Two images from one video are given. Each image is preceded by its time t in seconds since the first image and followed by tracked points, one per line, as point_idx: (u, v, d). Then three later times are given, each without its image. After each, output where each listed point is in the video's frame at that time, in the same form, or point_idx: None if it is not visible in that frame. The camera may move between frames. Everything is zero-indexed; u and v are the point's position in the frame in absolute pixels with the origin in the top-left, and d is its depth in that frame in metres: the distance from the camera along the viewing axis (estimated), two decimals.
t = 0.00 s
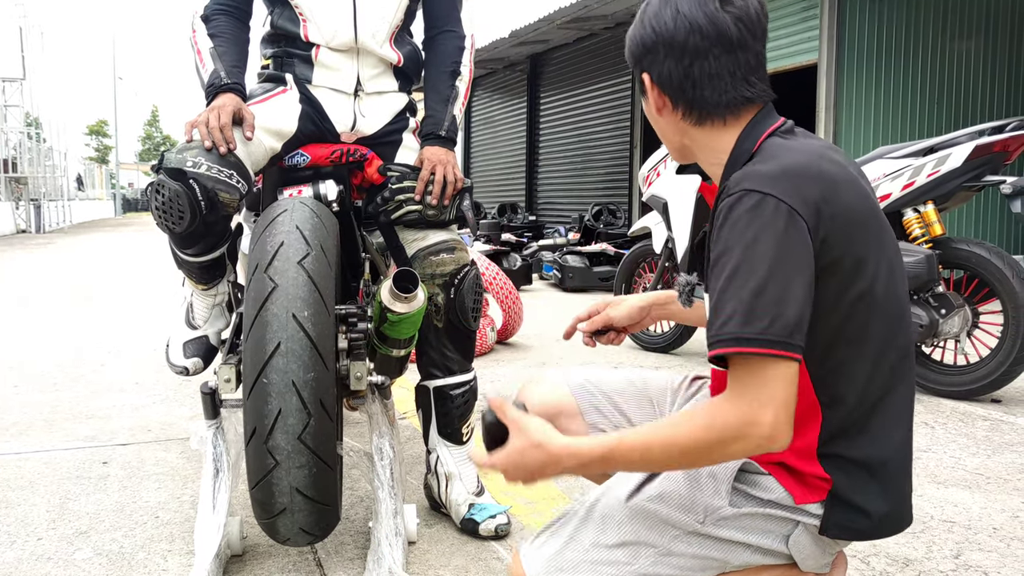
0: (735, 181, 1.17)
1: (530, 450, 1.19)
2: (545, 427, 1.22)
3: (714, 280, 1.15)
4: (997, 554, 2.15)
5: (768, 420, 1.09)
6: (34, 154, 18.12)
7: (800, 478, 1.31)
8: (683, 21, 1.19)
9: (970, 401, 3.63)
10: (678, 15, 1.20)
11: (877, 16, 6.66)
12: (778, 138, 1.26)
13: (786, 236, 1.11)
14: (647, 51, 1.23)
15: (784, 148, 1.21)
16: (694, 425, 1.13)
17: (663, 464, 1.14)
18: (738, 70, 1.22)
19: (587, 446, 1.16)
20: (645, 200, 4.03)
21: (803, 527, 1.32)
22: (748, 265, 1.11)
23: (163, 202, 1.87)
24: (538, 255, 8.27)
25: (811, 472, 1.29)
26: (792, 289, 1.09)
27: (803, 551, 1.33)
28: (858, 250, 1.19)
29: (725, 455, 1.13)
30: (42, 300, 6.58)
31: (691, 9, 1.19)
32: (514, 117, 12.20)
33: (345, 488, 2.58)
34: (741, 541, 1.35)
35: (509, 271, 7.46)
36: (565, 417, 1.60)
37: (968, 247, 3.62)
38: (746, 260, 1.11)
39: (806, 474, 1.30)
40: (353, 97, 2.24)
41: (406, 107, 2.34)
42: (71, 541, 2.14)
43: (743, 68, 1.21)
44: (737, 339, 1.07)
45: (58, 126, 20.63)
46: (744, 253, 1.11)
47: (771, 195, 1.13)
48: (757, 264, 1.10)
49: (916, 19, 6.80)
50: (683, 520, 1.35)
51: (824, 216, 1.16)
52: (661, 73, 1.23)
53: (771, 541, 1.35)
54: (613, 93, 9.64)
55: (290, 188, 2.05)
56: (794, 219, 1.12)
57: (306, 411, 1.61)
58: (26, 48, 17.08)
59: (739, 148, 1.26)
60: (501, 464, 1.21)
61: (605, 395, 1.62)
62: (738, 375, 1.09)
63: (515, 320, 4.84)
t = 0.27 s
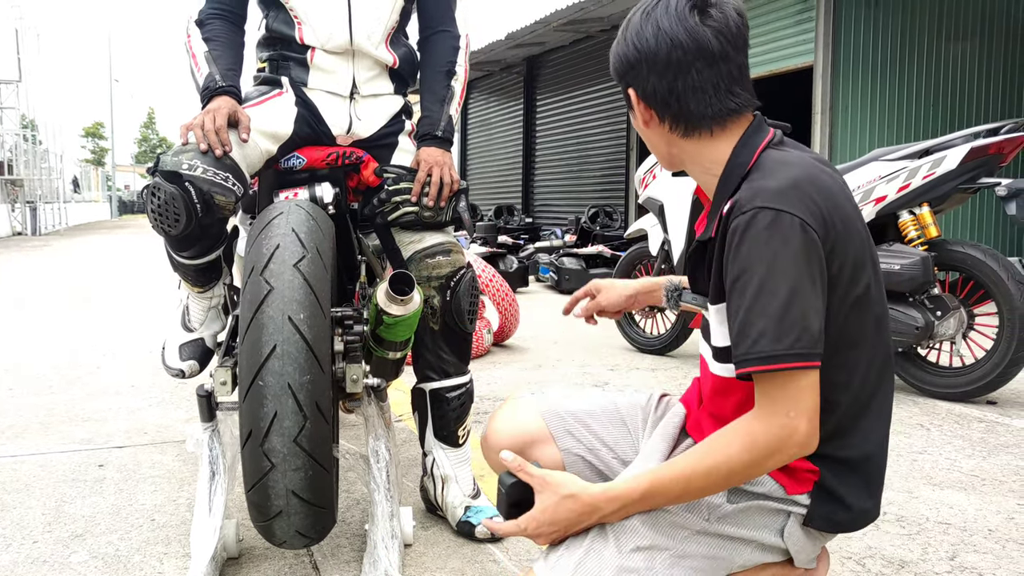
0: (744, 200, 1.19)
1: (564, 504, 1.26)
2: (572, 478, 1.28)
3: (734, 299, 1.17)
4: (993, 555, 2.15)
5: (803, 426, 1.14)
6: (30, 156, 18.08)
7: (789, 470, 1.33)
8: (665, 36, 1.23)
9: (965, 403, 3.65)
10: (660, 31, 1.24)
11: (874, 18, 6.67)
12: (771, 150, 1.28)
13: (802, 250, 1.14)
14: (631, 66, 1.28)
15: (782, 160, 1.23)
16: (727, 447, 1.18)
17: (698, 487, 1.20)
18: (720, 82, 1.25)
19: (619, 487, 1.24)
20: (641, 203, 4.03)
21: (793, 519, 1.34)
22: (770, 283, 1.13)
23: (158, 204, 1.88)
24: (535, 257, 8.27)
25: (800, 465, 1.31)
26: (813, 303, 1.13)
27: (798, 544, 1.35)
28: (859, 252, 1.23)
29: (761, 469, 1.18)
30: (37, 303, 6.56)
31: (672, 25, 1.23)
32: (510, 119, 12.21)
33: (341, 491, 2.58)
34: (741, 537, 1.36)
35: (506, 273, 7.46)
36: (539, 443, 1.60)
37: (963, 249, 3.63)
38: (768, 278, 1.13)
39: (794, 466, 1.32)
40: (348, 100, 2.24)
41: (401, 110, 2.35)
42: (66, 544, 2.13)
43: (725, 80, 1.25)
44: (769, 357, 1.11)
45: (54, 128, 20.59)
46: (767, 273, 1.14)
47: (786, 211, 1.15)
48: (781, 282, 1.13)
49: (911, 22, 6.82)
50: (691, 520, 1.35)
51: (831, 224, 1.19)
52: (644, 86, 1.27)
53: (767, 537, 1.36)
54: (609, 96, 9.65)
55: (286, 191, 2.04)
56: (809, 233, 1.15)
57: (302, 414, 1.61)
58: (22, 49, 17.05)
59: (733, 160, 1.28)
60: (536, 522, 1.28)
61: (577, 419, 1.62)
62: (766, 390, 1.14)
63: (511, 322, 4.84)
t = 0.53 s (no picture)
0: (741, 201, 1.20)
1: (575, 512, 1.26)
2: (578, 486, 1.28)
3: (730, 298, 1.18)
4: (989, 558, 2.16)
5: (810, 422, 1.15)
6: (27, 159, 18.05)
7: (790, 470, 1.33)
8: (665, 38, 1.24)
9: (961, 405, 3.65)
10: (661, 33, 1.24)
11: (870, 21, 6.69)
12: (766, 152, 1.29)
13: (799, 249, 1.15)
14: (629, 68, 1.28)
15: (777, 163, 1.24)
16: (738, 444, 1.18)
17: (709, 485, 1.20)
18: (718, 86, 1.26)
19: (629, 491, 1.24)
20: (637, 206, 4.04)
21: (793, 517, 1.35)
22: (768, 282, 1.14)
23: (155, 207, 1.88)
24: (532, 260, 8.28)
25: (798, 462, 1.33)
26: (809, 303, 1.13)
27: (799, 542, 1.36)
28: (851, 254, 1.24)
29: (772, 465, 1.18)
30: (33, 306, 6.55)
31: (672, 28, 1.24)
32: (507, 123, 12.23)
33: (338, 494, 2.58)
34: (746, 537, 1.35)
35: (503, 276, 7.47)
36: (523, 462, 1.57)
37: (959, 252, 3.64)
38: (765, 277, 1.14)
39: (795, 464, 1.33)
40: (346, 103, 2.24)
41: (399, 112, 2.36)
42: (63, 548, 2.12)
43: (723, 85, 1.26)
44: (768, 355, 1.11)
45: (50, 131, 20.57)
46: (764, 272, 1.14)
47: (783, 212, 1.16)
48: (778, 281, 1.13)
49: (906, 26, 6.85)
50: (699, 519, 1.33)
51: (826, 225, 1.20)
52: (643, 88, 1.27)
53: (769, 536, 1.36)
54: (606, 99, 9.67)
55: (283, 194, 2.04)
56: (805, 234, 1.16)
57: (299, 417, 1.61)
58: (18, 52, 17.02)
59: (729, 162, 1.28)
60: (549, 532, 1.28)
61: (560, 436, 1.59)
62: (774, 384, 1.14)
63: (508, 325, 4.84)
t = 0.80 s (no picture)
0: (749, 198, 1.22)
1: (584, 521, 1.24)
2: (591, 493, 1.25)
3: (739, 295, 1.18)
4: (986, 558, 2.16)
5: (812, 418, 1.16)
6: (25, 160, 18.03)
7: (793, 472, 1.34)
8: (677, 37, 1.21)
9: (958, 406, 3.66)
10: (671, 31, 1.21)
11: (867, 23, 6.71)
12: (768, 153, 1.31)
13: (808, 244, 1.17)
14: (636, 64, 1.24)
15: (781, 162, 1.27)
16: (742, 446, 1.17)
17: (720, 488, 1.19)
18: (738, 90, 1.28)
19: (638, 500, 1.22)
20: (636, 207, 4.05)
21: (796, 519, 1.35)
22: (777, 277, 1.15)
23: (152, 208, 1.88)
24: (530, 262, 8.28)
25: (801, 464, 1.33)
26: (819, 297, 1.14)
27: (801, 543, 1.36)
28: (853, 253, 1.26)
29: (778, 462, 1.18)
30: (31, 307, 6.54)
31: (715, 25, 1.22)
32: (504, 124, 12.24)
33: (336, 495, 2.58)
34: (749, 539, 1.35)
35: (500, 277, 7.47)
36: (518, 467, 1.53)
37: (956, 252, 3.64)
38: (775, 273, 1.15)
39: (797, 467, 1.33)
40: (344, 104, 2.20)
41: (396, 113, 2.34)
42: (61, 549, 2.12)
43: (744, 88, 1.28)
44: (780, 348, 1.12)
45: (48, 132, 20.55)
46: (775, 266, 1.15)
47: (791, 208, 1.18)
48: (788, 275, 1.15)
49: (903, 27, 6.88)
50: (700, 519, 1.34)
51: (831, 223, 1.23)
52: (648, 88, 1.24)
53: (771, 537, 1.36)
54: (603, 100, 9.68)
55: (282, 195, 2.05)
56: (813, 230, 1.17)
57: (297, 418, 1.61)
58: (16, 53, 16.99)
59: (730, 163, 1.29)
60: (550, 533, 1.27)
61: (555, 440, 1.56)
62: (776, 380, 1.15)
63: (506, 326, 4.84)
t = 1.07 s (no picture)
0: (769, 193, 1.28)
1: (588, 528, 1.24)
2: (598, 499, 1.25)
3: (767, 290, 1.23)
4: (983, 559, 2.17)
5: (805, 410, 1.21)
6: (21, 161, 17.99)
7: (794, 470, 1.36)
8: (708, 34, 1.26)
9: (955, 407, 3.67)
10: (701, 29, 1.26)
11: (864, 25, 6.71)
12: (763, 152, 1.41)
13: (828, 237, 1.23)
14: (672, 61, 1.25)
15: (783, 160, 1.35)
16: (738, 445, 1.21)
17: (718, 490, 1.22)
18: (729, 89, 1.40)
19: (643, 504, 1.22)
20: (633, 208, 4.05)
21: (803, 521, 1.36)
22: (806, 268, 1.21)
23: (149, 209, 1.89)
24: (527, 262, 8.28)
25: (808, 463, 1.35)
26: (844, 286, 1.21)
27: (805, 545, 1.38)
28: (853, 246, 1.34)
29: (776, 456, 1.21)
30: (27, 308, 6.52)
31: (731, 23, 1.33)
32: (502, 125, 12.24)
33: (334, 496, 2.58)
34: (753, 543, 1.36)
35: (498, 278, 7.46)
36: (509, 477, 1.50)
37: (952, 254, 3.65)
38: (804, 264, 1.21)
39: (805, 468, 1.35)
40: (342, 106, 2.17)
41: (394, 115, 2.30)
42: (57, 551, 2.12)
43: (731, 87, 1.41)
44: (814, 339, 1.18)
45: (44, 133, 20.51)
46: (801, 261, 1.22)
47: (813, 200, 1.25)
48: (815, 268, 1.21)
49: (899, 28, 6.88)
50: (705, 522, 1.34)
51: (840, 216, 1.31)
52: (727, 84, 1.29)
53: (775, 539, 1.38)
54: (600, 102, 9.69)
55: (279, 197, 2.05)
56: (832, 221, 1.25)
57: (294, 420, 1.61)
58: (13, 53, 16.95)
59: (734, 162, 1.35)
60: (553, 537, 1.27)
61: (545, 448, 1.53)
62: (787, 375, 1.20)
63: (504, 327, 4.84)
